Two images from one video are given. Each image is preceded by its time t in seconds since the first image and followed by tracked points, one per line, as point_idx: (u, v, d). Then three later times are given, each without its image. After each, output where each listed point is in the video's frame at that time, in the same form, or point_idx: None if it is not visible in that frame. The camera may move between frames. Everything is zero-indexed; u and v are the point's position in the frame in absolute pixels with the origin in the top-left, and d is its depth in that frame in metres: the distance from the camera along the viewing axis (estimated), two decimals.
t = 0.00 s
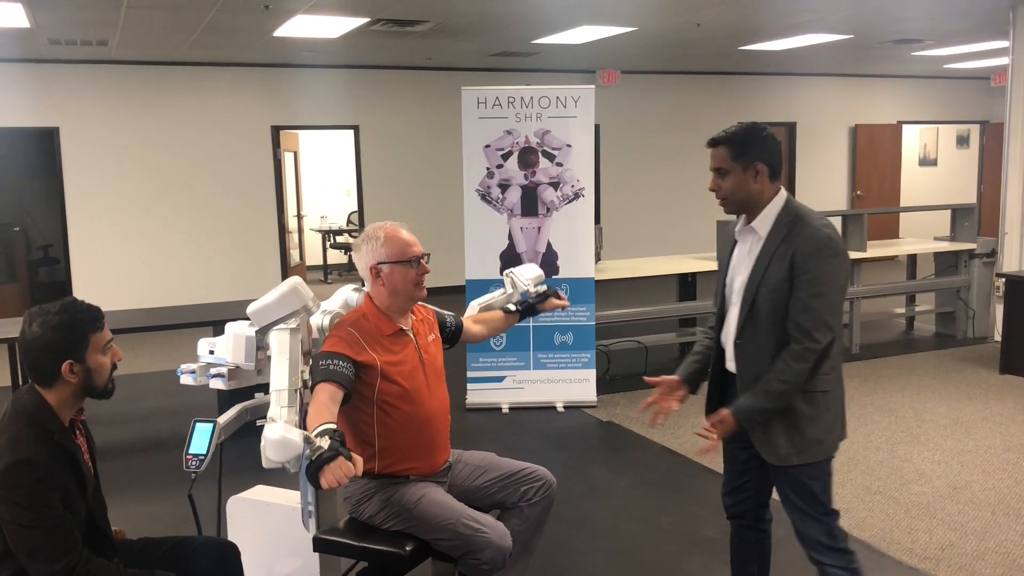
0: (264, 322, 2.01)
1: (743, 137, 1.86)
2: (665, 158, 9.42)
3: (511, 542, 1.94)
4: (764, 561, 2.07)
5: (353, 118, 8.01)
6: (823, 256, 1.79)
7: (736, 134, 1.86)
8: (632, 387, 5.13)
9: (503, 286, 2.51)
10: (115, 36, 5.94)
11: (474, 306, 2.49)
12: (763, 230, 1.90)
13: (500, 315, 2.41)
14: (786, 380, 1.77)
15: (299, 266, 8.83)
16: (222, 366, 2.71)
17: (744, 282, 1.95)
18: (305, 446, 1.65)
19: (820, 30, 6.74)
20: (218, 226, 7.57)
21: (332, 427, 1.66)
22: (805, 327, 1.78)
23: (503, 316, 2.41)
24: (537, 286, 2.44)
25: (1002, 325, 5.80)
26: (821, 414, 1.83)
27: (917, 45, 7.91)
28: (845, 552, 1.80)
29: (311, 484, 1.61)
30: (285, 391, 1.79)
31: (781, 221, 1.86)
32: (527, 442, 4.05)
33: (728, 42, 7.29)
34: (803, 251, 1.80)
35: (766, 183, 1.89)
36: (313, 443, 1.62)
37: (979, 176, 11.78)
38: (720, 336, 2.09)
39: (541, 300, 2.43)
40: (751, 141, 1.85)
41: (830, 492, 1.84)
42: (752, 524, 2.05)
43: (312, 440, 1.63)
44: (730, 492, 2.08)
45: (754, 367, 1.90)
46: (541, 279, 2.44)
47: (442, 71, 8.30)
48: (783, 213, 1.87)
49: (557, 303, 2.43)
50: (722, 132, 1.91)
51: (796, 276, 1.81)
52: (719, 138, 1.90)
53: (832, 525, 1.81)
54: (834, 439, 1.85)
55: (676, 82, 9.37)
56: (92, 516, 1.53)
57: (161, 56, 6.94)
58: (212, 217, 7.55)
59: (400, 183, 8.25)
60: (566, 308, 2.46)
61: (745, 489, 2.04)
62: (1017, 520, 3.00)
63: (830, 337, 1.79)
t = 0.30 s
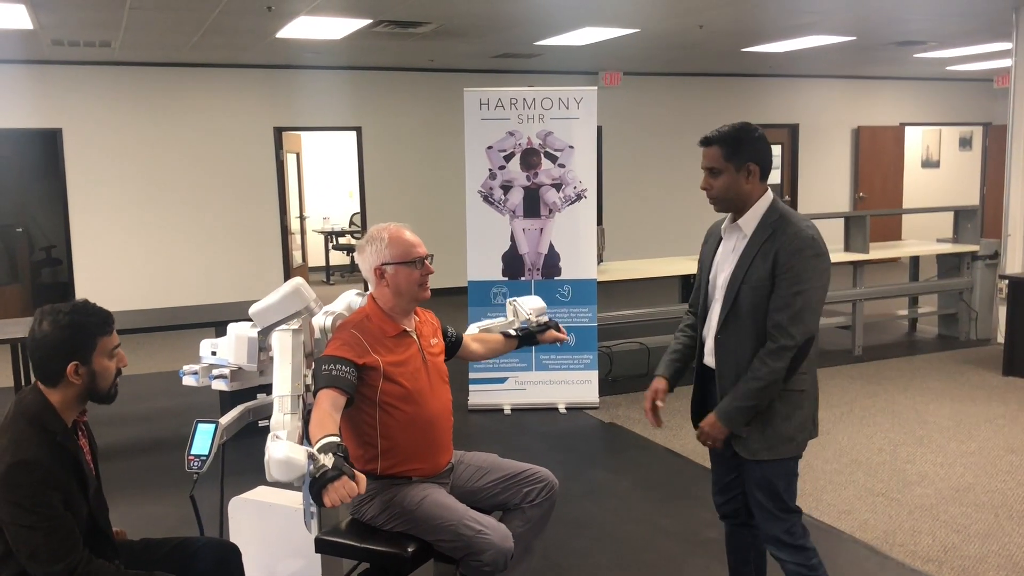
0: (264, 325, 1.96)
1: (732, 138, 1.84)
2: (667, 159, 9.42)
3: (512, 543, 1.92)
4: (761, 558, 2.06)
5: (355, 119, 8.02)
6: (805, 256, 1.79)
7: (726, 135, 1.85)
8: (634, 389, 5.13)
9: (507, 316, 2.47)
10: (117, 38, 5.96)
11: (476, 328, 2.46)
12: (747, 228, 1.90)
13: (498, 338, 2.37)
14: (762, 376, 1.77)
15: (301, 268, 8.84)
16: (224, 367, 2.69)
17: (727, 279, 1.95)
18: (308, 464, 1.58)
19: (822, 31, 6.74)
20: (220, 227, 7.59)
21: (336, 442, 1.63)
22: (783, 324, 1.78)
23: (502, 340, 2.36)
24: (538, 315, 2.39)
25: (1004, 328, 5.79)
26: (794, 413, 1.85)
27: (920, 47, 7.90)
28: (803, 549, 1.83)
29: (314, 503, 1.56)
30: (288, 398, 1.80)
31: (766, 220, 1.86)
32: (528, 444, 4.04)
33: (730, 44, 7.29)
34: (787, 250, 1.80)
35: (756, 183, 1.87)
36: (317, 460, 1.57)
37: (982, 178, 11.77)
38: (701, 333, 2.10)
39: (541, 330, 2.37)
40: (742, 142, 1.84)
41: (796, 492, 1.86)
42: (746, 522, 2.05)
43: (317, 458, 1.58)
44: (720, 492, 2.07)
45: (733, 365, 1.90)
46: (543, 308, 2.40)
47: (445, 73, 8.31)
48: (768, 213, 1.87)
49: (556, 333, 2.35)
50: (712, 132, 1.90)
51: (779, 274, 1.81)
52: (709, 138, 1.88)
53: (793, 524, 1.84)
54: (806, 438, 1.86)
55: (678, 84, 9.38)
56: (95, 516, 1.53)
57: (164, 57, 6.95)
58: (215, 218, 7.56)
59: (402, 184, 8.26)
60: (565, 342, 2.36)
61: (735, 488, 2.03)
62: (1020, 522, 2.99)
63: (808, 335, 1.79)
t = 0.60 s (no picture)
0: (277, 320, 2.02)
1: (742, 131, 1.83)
2: (680, 155, 9.37)
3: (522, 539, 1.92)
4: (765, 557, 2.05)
5: (367, 114, 8.02)
6: (816, 248, 1.77)
7: (736, 128, 1.84)
8: (645, 386, 5.11)
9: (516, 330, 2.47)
10: (130, 32, 5.99)
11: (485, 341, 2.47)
12: (757, 221, 1.88)
13: (506, 351, 2.36)
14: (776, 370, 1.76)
15: (313, 263, 8.87)
16: (236, 364, 2.64)
17: (736, 271, 1.94)
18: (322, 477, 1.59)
19: (836, 27, 6.68)
20: (232, 222, 7.62)
21: (347, 450, 1.63)
22: (796, 318, 1.76)
23: (509, 353, 2.36)
24: (547, 334, 2.37)
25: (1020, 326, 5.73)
26: (807, 409, 1.82)
27: (935, 43, 7.81)
28: (805, 546, 1.82)
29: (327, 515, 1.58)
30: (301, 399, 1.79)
31: (775, 213, 1.85)
32: (539, 440, 4.04)
33: (743, 39, 7.23)
34: (797, 243, 1.78)
35: (765, 177, 1.86)
36: (330, 472, 1.56)
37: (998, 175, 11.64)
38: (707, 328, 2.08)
39: (548, 349, 2.35)
40: (755, 135, 1.83)
41: (800, 488, 1.85)
42: (750, 520, 2.02)
43: (330, 469, 1.57)
44: (723, 491, 2.06)
45: (745, 358, 1.88)
46: (553, 328, 2.38)
47: (456, 68, 8.30)
48: (776, 206, 1.85)
49: (562, 353, 2.33)
50: (724, 125, 1.88)
51: (790, 266, 1.79)
52: (721, 131, 1.87)
53: (793, 521, 1.83)
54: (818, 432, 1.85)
55: (691, 80, 9.32)
56: (105, 509, 1.54)
57: (177, 52, 6.98)
58: (226, 212, 7.59)
59: (413, 179, 8.26)
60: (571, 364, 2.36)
61: (736, 486, 2.02)
62: None
63: (821, 329, 1.77)
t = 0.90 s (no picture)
0: (296, 308, 2.01)
1: (772, 115, 1.79)
2: (701, 142, 9.27)
3: (541, 526, 1.91)
4: (783, 547, 2.03)
5: (385, 102, 8.01)
6: (846, 235, 1.74)
7: (765, 112, 1.80)
8: (664, 374, 5.08)
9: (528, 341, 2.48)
10: (151, 20, 6.02)
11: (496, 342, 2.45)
12: (786, 207, 1.84)
13: (521, 351, 2.34)
14: (802, 361, 1.73)
15: (332, 251, 8.89)
16: (257, 352, 2.67)
17: (762, 258, 1.90)
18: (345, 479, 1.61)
19: (860, 12, 6.56)
20: (252, 209, 7.66)
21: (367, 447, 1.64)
22: (823, 306, 1.73)
23: (524, 354, 2.34)
24: (563, 342, 2.41)
25: None
26: (835, 399, 1.79)
27: (963, 27, 7.64)
28: (843, 533, 1.79)
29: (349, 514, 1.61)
30: (321, 392, 1.79)
31: (805, 199, 1.81)
32: (557, 428, 4.03)
33: (765, 24, 7.12)
34: (826, 229, 1.75)
35: (795, 162, 1.83)
36: (352, 473, 1.58)
37: None
38: (733, 315, 2.04)
39: (563, 356, 2.37)
40: (785, 119, 1.78)
41: (837, 476, 1.82)
42: (766, 510, 2.01)
43: (352, 471, 1.58)
44: (740, 481, 2.04)
45: (770, 346, 1.85)
46: (568, 337, 2.42)
47: (474, 55, 8.26)
48: (807, 192, 1.81)
49: (576, 362, 2.36)
50: (754, 108, 1.85)
51: (818, 253, 1.76)
52: (751, 115, 1.83)
53: (833, 507, 1.80)
54: (844, 422, 1.81)
55: (712, 65, 9.20)
56: (125, 493, 1.55)
57: (196, 39, 7.00)
58: (245, 200, 7.63)
59: (431, 167, 8.25)
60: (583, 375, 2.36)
61: (756, 476, 1.99)
62: None
63: (849, 317, 1.73)
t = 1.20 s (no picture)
0: (312, 297, 1.97)
1: (799, 103, 1.76)
2: (719, 130, 9.18)
3: (558, 515, 1.90)
4: (810, 537, 2.01)
5: (402, 91, 8.00)
6: (882, 220, 1.70)
7: (791, 101, 1.76)
8: (681, 363, 5.06)
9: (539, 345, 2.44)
10: (168, 9, 6.04)
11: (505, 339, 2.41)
12: (821, 193, 1.80)
13: (530, 355, 2.31)
14: (841, 350, 1.69)
15: (349, 240, 8.93)
16: (274, 340, 2.67)
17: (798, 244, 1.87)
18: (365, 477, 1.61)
19: None
20: (269, 198, 7.70)
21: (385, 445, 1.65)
22: (862, 293, 1.69)
23: (533, 356, 2.31)
24: (573, 353, 2.37)
25: None
26: (874, 387, 1.76)
27: (986, 13, 7.50)
28: (869, 525, 1.78)
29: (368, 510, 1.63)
30: (339, 381, 1.80)
31: (841, 184, 1.77)
32: (573, 416, 4.03)
33: (785, 10, 7.02)
34: (864, 215, 1.71)
35: (825, 148, 1.78)
36: (372, 471, 1.59)
37: None
38: (768, 303, 2.01)
39: (571, 366, 2.32)
40: (811, 107, 1.75)
41: (864, 466, 1.80)
42: (794, 500, 1.99)
43: (373, 468, 1.60)
44: (769, 469, 2.03)
45: (807, 334, 1.82)
46: (579, 348, 2.39)
47: (490, 43, 8.22)
48: (843, 177, 1.77)
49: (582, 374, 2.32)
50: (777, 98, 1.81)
51: (855, 239, 1.72)
52: (770, 110, 1.80)
53: (860, 498, 1.78)
54: (881, 411, 1.78)
55: (731, 51, 9.08)
56: (144, 479, 1.56)
57: (213, 29, 7.03)
58: (262, 189, 7.66)
59: (447, 156, 8.23)
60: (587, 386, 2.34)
61: (785, 465, 1.98)
62: None
63: (889, 304, 1.69)
